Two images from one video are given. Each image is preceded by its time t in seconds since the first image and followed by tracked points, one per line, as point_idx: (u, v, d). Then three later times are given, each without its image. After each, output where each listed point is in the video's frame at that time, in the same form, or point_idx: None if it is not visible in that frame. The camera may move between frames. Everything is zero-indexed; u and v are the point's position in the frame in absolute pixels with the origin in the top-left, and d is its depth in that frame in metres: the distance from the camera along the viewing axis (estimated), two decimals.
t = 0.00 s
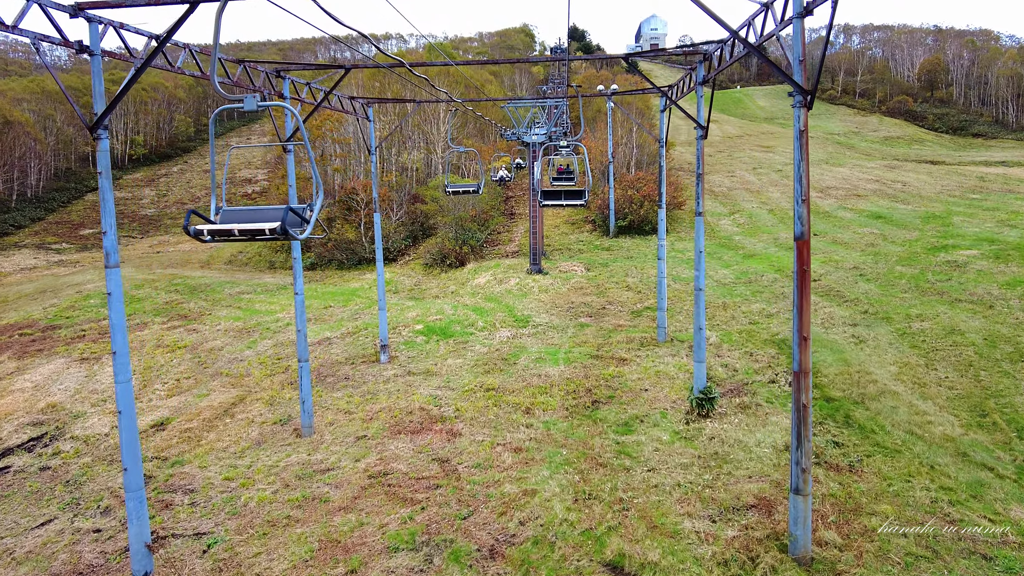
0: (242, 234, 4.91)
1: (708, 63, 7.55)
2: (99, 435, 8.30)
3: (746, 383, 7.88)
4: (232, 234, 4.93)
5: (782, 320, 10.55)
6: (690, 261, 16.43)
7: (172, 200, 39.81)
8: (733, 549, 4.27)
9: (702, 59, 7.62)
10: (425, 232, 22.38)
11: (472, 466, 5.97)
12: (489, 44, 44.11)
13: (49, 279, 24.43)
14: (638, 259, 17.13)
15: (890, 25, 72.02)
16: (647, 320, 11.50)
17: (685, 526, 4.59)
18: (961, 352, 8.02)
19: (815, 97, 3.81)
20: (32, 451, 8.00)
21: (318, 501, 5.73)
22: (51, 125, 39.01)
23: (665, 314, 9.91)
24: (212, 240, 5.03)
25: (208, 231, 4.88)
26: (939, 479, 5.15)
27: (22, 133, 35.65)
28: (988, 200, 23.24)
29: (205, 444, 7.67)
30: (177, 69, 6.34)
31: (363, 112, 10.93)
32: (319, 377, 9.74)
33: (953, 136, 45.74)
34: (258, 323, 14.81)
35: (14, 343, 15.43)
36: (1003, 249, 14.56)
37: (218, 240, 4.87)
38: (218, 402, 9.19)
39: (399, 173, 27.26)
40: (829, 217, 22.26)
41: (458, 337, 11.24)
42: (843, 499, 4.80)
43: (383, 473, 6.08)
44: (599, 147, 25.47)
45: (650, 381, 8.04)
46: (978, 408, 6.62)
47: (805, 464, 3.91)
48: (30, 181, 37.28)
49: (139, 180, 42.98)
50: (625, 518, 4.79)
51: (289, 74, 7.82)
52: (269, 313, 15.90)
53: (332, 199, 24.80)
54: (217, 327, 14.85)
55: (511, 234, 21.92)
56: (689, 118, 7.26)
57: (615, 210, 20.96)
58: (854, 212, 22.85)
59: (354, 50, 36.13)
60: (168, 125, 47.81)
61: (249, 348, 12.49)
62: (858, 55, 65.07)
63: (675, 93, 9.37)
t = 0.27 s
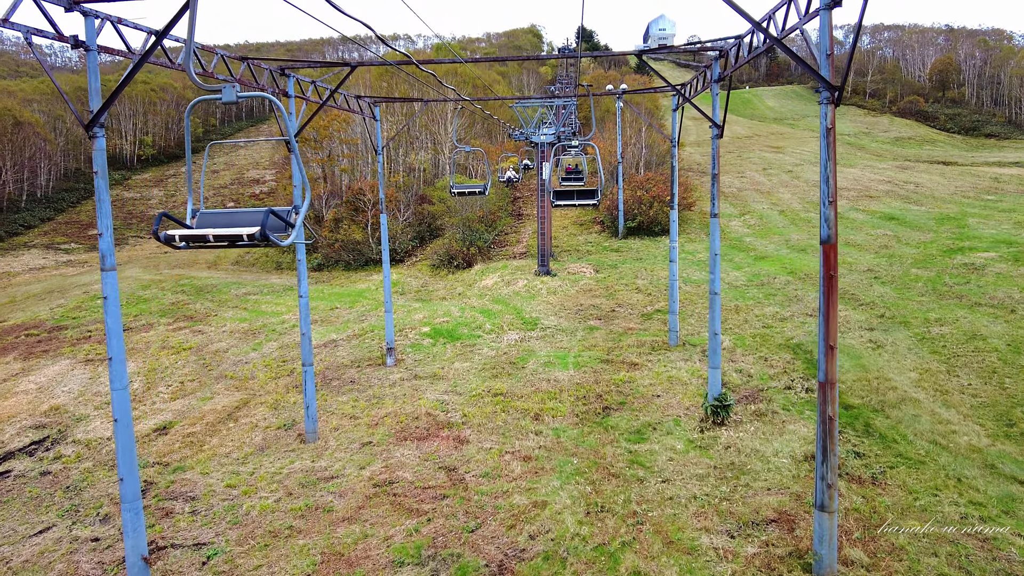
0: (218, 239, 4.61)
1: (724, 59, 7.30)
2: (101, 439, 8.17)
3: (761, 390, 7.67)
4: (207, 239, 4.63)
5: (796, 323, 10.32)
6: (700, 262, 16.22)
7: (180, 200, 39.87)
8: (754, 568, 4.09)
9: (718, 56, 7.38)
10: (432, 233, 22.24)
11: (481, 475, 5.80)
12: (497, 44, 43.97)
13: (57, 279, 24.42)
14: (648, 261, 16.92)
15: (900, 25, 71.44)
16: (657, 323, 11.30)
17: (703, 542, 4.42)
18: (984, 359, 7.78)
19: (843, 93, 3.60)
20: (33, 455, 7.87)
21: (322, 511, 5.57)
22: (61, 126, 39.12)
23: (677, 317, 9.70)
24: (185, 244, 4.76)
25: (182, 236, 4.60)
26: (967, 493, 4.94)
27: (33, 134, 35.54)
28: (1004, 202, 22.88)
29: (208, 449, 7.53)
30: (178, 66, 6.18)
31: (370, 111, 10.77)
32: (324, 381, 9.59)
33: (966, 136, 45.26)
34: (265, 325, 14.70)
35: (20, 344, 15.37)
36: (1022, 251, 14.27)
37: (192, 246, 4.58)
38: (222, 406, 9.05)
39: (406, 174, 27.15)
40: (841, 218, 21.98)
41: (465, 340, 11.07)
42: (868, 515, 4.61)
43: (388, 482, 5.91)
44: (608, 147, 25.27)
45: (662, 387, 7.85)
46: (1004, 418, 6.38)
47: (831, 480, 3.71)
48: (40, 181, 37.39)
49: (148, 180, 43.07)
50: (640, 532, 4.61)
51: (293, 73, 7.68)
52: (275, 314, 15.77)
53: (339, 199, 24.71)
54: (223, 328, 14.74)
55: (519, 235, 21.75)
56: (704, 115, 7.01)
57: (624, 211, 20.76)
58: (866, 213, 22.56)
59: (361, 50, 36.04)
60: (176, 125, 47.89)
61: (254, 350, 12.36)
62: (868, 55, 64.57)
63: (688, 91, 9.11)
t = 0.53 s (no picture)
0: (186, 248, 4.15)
1: (739, 58, 7.09)
2: (102, 445, 8.04)
3: (776, 397, 7.47)
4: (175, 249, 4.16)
5: (810, 328, 10.10)
6: (710, 266, 16.00)
7: (187, 203, 39.93)
8: None
9: (733, 54, 7.16)
10: (439, 236, 22.10)
11: (489, 486, 5.62)
12: (504, 47, 43.87)
13: (64, 282, 24.39)
14: (657, 264, 16.71)
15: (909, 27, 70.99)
16: (668, 328, 11.09)
17: (721, 559, 4.24)
18: (1007, 366, 7.54)
19: (872, 88, 3.41)
20: (34, 462, 7.75)
21: (325, 523, 5.40)
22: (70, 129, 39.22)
23: (689, 321, 9.50)
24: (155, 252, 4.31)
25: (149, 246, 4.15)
26: (998, 507, 4.73)
27: (42, 137, 35.64)
28: (1018, 204, 22.55)
29: (210, 456, 7.37)
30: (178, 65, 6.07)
31: (375, 114, 10.65)
32: (329, 386, 9.44)
33: (977, 138, 44.84)
34: (271, 329, 14.58)
35: (25, 347, 15.28)
36: None
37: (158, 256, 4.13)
38: (225, 412, 8.91)
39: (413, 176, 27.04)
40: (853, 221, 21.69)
41: (472, 345, 10.89)
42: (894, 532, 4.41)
43: (394, 493, 5.74)
44: (616, 149, 25.07)
45: (674, 394, 7.66)
46: None
47: (858, 496, 3.52)
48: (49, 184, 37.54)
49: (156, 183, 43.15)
50: (655, 548, 4.44)
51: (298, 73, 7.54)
52: (280, 318, 15.66)
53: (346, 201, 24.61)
54: (227, 332, 14.62)
55: (526, 238, 21.57)
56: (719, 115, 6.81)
57: (632, 213, 20.57)
58: (878, 216, 22.29)
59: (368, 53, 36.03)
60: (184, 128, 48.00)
61: (258, 355, 12.22)
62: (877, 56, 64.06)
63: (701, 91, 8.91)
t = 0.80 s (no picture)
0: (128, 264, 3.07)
1: (747, 57, 6.88)
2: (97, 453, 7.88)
3: (785, 405, 7.29)
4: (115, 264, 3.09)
5: (819, 333, 9.90)
6: (716, 269, 15.81)
7: (191, 206, 39.92)
8: None
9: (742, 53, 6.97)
10: (441, 240, 21.95)
11: (489, 499, 5.46)
12: (507, 49, 43.79)
13: (66, 285, 24.33)
14: (661, 267, 16.55)
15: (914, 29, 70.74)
16: (673, 333, 10.91)
17: None
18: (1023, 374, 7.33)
19: (892, 87, 3.21)
20: (27, 470, 7.61)
21: (321, 537, 5.25)
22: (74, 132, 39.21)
23: (695, 327, 9.32)
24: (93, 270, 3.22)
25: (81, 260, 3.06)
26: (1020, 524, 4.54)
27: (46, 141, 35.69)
28: None
29: (206, 465, 7.21)
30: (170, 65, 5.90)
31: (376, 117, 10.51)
32: (328, 393, 9.29)
33: (982, 141, 44.57)
34: (271, 333, 14.44)
35: (24, 352, 15.16)
36: None
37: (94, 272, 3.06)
38: (223, 419, 8.75)
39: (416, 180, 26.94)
40: (859, 224, 21.48)
41: (474, 350, 10.72)
42: (912, 550, 4.23)
43: (392, 505, 5.57)
44: (620, 152, 24.90)
45: (681, 402, 7.47)
46: None
47: (879, 517, 3.30)
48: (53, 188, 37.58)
49: (159, 186, 43.14)
50: (662, 567, 4.27)
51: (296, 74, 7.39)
52: (281, 322, 15.53)
53: (349, 204, 24.50)
54: (228, 337, 14.50)
55: (529, 241, 21.42)
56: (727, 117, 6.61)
57: (637, 216, 20.39)
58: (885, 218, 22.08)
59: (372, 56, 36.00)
60: (188, 132, 48.01)
61: (258, 360, 12.07)
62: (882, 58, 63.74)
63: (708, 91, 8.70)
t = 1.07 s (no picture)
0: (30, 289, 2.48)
1: (747, 65, 6.68)
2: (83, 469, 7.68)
3: (788, 422, 7.11)
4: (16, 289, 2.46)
5: (822, 347, 9.72)
6: (717, 281, 15.66)
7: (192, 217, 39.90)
8: None
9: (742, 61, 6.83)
10: (441, 251, 21.84)
11: (483, 520, 5.29)
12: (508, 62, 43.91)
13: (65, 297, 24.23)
14: (662, 279, 16.40)
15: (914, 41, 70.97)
16: (674, 346, 10.74)
17: None
18: None
19: (896, 94, 3.07)
20: (12, 487, 7.43)
21: (308, 559, 5.07)
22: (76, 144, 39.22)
23: (695, 340, 9.15)
24: None
25: None
26: None
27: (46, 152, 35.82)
28: None
29: (194, 482, 7.02)
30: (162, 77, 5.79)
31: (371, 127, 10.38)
32: (322, 408, 9.12)
33: (984, 151, 44.51)
34: (267, 345, 14.28)
35: (18, 364, 14.99)
36: None
37: None
38: (214, 434, 8.57)
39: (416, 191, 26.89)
40: (861, 234, 21.33)
41: (471, 363, 10.55)
42: None
43: (382, 526, 5.39)
44: (620, 163, 24.83)
45: (681, 418, 7.30)
46: None
47: (888, 545, 3.14)
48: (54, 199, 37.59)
49: (160, 197, 43.16)
50: None
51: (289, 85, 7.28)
52: (278, 335, 15.37)
53: (348, 216, 24.41)
54: (224, 349, 14.35)
55: (529, 252, 21.29)
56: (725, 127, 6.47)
57: (637, 227, 20.26)
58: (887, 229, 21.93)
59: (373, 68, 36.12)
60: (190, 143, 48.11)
61: (253, 373, 11.90)
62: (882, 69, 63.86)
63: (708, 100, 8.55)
